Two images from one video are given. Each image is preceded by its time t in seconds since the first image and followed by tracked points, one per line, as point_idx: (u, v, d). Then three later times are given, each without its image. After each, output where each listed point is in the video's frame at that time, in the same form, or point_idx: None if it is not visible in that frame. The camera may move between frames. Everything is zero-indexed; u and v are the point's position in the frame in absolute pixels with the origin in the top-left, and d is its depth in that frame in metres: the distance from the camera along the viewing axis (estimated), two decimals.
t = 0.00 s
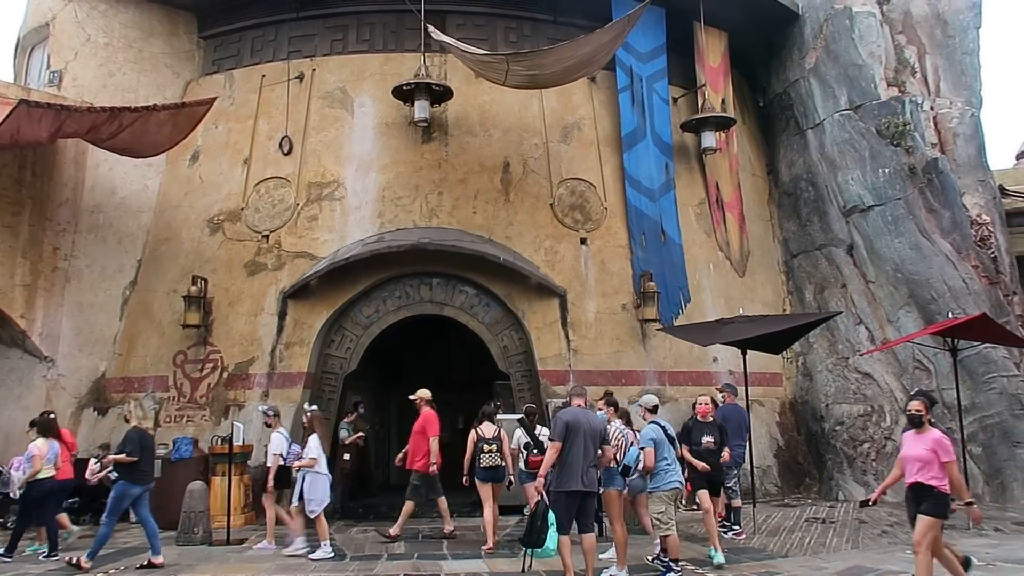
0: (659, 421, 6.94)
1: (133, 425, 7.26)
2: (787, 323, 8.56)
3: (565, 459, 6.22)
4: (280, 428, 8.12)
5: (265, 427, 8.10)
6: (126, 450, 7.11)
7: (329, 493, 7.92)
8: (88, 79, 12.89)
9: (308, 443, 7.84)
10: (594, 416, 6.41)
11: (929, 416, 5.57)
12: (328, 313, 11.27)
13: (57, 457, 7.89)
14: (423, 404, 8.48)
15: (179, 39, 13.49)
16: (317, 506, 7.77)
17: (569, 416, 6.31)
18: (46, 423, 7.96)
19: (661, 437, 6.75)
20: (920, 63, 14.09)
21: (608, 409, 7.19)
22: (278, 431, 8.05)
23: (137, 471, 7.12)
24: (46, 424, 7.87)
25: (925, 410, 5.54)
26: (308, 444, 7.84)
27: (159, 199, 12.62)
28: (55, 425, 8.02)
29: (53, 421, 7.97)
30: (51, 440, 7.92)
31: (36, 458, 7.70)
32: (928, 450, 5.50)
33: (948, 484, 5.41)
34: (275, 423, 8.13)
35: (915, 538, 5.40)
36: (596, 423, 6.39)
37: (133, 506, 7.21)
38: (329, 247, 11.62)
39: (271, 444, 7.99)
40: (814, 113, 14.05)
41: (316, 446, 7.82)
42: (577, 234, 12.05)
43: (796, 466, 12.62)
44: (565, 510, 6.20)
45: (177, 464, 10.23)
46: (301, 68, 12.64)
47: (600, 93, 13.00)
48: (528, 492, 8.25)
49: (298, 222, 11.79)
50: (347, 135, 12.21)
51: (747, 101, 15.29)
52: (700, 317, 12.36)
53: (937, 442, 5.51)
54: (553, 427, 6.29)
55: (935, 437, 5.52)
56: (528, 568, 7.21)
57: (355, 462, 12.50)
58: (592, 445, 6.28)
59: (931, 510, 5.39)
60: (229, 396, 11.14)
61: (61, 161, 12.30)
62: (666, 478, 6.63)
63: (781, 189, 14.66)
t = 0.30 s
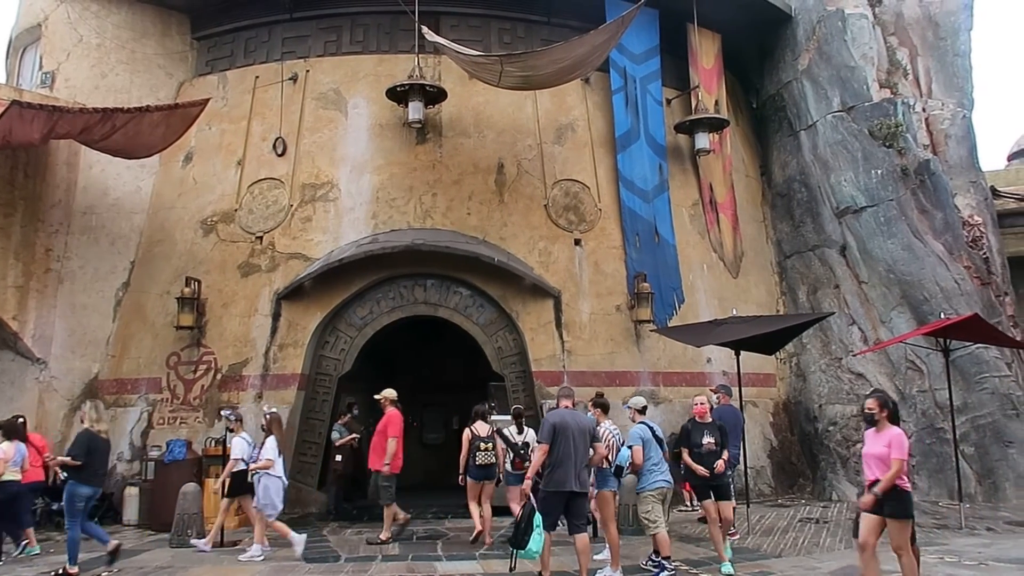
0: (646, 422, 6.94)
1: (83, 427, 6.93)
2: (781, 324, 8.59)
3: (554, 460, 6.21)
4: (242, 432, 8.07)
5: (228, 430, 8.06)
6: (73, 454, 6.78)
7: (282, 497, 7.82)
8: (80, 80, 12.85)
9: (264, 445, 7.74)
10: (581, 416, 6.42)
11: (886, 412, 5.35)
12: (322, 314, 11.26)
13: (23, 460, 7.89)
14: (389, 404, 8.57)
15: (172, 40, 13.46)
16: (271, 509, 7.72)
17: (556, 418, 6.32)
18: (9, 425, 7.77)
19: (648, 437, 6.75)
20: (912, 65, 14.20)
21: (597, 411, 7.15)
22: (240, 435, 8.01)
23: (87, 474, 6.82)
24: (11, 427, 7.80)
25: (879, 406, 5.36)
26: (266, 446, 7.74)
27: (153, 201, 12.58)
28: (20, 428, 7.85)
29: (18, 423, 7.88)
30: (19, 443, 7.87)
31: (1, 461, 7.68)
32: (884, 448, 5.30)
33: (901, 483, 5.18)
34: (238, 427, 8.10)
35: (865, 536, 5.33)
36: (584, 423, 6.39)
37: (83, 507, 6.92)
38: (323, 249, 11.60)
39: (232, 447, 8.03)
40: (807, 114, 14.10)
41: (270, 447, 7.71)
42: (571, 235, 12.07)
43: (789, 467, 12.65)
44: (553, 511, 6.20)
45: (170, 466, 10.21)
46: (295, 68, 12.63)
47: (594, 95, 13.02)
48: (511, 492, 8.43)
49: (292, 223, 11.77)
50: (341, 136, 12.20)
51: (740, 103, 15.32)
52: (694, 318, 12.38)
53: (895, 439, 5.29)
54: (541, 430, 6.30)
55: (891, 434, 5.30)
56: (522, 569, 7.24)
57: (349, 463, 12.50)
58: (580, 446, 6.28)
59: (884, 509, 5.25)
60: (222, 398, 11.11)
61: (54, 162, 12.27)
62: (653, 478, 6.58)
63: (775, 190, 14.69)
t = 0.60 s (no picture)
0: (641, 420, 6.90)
1: (37, 430, 6.85)
2: (775, 324, 8.61)
3: (532, 462, 6.24)
4: (203, 431, 7.98)
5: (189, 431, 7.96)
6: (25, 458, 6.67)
7: (244, 499, 7.74)
8: (74, 80, 12.82)
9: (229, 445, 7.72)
10: (559, 416, 6.42)
11: (834, 415, 5.37)
12: (317, 314, 11.24)
13: None
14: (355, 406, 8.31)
15: (166, 40, 13.42)
16: (226, 512, 7.58)
17: (533, 420, 6.36)
18: None
19: (637, 436, 6.70)
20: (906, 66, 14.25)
21: (581, 411, 7.08)
22: (201, 435, 7.89)
23: (48, 473, 6.72)
24: None
25: (824, 410, 5.40)
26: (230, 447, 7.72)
27: (146, 201, 12.54)
28: None
29: None
30: None
31: None
32: (835, 452, 5.33)
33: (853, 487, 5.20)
34: (200, 427, 8.00)
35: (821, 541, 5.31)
36: (562, 423, 6.40)
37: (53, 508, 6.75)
38: (317, 249, 11.58)
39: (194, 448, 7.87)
40: (800, 115, 14.13)
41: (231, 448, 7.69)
42: (566, 235, 12.08)
43: (784, 466, 12.68)
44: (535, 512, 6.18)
45: (164, 466, 10.18)
46: (289, 68, 12.61)
47: (589, 95, 13.03)
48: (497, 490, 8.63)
49: (286, 223, 11.75)
50: (335, 136, 12.19)
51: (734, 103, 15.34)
52: (688, 318, 12.40)
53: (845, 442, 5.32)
54: (519, 432, 6.35)
55: (841, 436, 5.34)
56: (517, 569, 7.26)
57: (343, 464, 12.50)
58: (558, 446, 6.27)
59: (837, 513, 5.27)
60: (217, 398, 11.08)
61: (47, 162, 12.23)
62: (641, 474, 6.70)
63: (769, 191, 14.73)
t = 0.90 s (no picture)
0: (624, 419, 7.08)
1: None
2: (769, 324, 8.63)
3: (517, 463, 6.28)
4: (165, 436, 8.11)
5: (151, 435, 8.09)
6: None
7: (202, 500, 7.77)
8: (67, 80, 12.77)
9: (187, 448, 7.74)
10: (542, 415, 6.43)
11: (794, 413, 5.28)
12: (312, 315, 11.23)
13: None
14: (319, 406, 8.37)
15: (160, 40, 13.39)
16: (184, 513, 7.65)
17: (516, 420, 6.37)
18: None
19: (621, 436, 6.90)
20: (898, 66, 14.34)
21: (562, 413, 7.20)
22: (162, 439, 8.01)
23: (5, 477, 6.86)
24: None
25: (783, 409, 5.33)
26: (189, 450, 7.72)
27: (140, 202, 12.51)
28: None
29: None
30: None
31: None
32: (796, 449, 5.26)
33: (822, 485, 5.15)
34: (161, 431, 8.12)
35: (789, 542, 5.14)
36: (546, 422, 6.40)
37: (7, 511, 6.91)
38: (312, 250, 11.57)
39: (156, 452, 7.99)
40: (794, 115, 14.17)
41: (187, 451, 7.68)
42: (561, 235, 12.09)
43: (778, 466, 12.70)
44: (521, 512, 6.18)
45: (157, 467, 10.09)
46: (284, 69, 12.59)
47: (583, 95, 13.04)
48: (483, 488, 8.86)
49: (281, 224, 11.73)
50: (330, 136, 12.17)
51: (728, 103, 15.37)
52: (683, 318, 12.43)
53: (806, 440, 5.27)
54: (503, 433, 6.37)
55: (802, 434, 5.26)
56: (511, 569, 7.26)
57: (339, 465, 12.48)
58: (542, 444, 6.29)
59: (797, 510, 5.17)
60: (211, 399, 11.06)
61: (40, 163, 12.18)
62: (625, 473, 6.89)
63: (763, 191, 14.76)
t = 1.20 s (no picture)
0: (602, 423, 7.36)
1: None
2: (763, 324, 8.65)
3: (508, 463, 6.30)
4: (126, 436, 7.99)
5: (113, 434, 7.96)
6: None
7: (166, 502, 7.76)
8: (61, 80, 12.73)
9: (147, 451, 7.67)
10: (530, 416, 6.52)
11: (758, 416, 5.22)
12: (307, 315, 11.21)
13: None
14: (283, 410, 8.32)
15: (154, 40, 13.36)
16: (151, 515, 7.63)
17: (506, 421, 6.42)
18: None
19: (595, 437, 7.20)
20: (892, 67, 14.40)
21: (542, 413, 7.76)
22: (122, 439, 7.91)
23: None
24: None
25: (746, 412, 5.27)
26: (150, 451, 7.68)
27: (134, 202, 12.47)
28: None
29: None
30: None
31: None
32: (757, 453, 5.18)
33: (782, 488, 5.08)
34: (123, 430, 8.00)
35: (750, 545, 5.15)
36: (534, 422, 6.52)
37: None
38: (307, 250, 11.55)
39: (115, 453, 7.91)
40: (789, 115, 14.19)
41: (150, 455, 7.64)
42: (556, 236, 12.10)
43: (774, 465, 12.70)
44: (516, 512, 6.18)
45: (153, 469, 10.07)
46: (278, 69, 12.58)
47: (578, 95, 13.05)
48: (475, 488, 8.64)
49: (276, 224, 11.71)
50: (325, 136, 12.16)
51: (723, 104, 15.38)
52: (678, 317, 12.44)
53: (767, 444, 5.18)
54: (492, 434, 6.40)
55: (765, 438, 5.18)
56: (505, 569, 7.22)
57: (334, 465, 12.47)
58: (532, 444, 6.36)
59: (759, 514, 5.14)
60: (206, 400, 11.03)
61: (34, 163, 12.14)
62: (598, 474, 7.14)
63: (758, 191, 14.79)
